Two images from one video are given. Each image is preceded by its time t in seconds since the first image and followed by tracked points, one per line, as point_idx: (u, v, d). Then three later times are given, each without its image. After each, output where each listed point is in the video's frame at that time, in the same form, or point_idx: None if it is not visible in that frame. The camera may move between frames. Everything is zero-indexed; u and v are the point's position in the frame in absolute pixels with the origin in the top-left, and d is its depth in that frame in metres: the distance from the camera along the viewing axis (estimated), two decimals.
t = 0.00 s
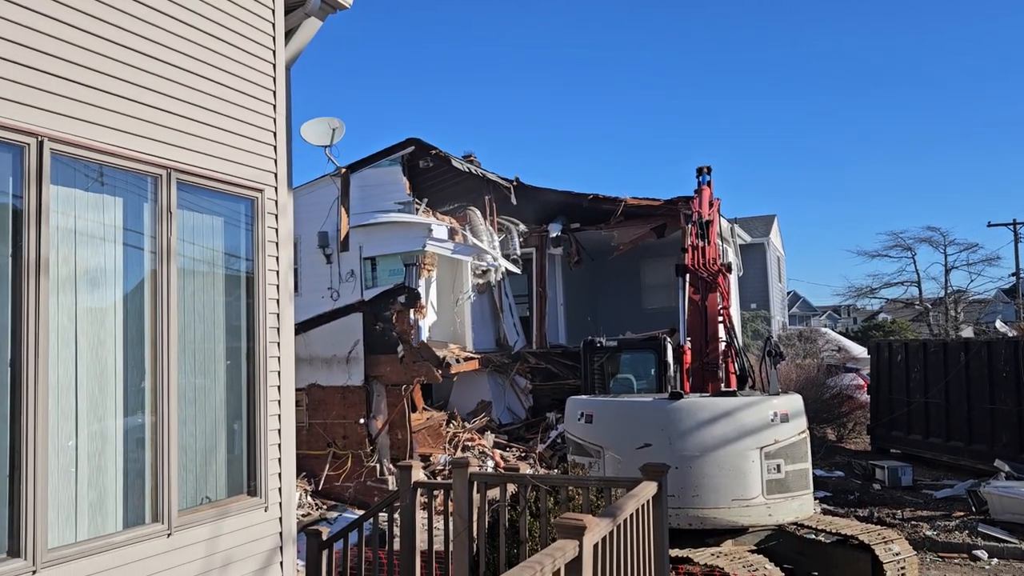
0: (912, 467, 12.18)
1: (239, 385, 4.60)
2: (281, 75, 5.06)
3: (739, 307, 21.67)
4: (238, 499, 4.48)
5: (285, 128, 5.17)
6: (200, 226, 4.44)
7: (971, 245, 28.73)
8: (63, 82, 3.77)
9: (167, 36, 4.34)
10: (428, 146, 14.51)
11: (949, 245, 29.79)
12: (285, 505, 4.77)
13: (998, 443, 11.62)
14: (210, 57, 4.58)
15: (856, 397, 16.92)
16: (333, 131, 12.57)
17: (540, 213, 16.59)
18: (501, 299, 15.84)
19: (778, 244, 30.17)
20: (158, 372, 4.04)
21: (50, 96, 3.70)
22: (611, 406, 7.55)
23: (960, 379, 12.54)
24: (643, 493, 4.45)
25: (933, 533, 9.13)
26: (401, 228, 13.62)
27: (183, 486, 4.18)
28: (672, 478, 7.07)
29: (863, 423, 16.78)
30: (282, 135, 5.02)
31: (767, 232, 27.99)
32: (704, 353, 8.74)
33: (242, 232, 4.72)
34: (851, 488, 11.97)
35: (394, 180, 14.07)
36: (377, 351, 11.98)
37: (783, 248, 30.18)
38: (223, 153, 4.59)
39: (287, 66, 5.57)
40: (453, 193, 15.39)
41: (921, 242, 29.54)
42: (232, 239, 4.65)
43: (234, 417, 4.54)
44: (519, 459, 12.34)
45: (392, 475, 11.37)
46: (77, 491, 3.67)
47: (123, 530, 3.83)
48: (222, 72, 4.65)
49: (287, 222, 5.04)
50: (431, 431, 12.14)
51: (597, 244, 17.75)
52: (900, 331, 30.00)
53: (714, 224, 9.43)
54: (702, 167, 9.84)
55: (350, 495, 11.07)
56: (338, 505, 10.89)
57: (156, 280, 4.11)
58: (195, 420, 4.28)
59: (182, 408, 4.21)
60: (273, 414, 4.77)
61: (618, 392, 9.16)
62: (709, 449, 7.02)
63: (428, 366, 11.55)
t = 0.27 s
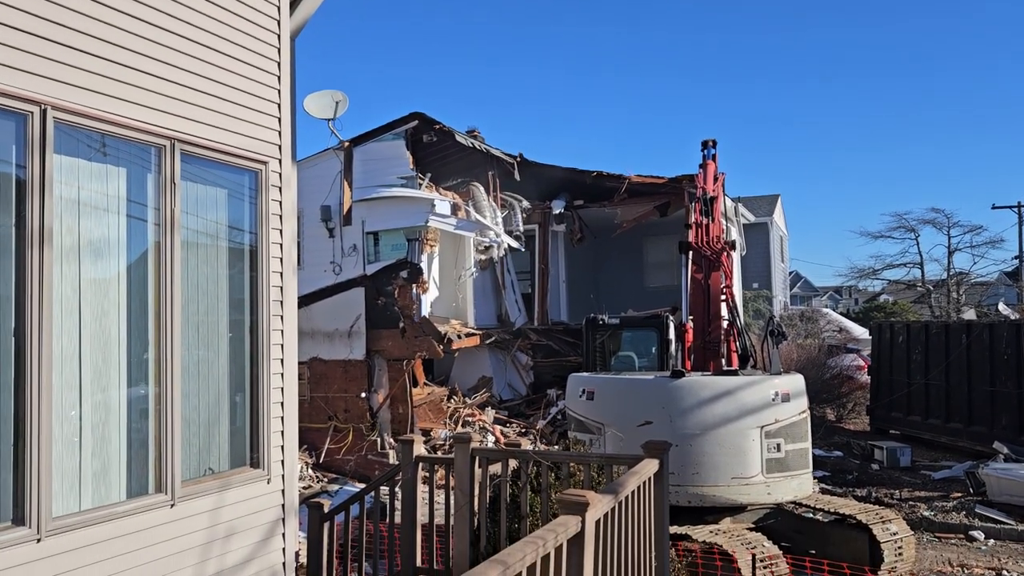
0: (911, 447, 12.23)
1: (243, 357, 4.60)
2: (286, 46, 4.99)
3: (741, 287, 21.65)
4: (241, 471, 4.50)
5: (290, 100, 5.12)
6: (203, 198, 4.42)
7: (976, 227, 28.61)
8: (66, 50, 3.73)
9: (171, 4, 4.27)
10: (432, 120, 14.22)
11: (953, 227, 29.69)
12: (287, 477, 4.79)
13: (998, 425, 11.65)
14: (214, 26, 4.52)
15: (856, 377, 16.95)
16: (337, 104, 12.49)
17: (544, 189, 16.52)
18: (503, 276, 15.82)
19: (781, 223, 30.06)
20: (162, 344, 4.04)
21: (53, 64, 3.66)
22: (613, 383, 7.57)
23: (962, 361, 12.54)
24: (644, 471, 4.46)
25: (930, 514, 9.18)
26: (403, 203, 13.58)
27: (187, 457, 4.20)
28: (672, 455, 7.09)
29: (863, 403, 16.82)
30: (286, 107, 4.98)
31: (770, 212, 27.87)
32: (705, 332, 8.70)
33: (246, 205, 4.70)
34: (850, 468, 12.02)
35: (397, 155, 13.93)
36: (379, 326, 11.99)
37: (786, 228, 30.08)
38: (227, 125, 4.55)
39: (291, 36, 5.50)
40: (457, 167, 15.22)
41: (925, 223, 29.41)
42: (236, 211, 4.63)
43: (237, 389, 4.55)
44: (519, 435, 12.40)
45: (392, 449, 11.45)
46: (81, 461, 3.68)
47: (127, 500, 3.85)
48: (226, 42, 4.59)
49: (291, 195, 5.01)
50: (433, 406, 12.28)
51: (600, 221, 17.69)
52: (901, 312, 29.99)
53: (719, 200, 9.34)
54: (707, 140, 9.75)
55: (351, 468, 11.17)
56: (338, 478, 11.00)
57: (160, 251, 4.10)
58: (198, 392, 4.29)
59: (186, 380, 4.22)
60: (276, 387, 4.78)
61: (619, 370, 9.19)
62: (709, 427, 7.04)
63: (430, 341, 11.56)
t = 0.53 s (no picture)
0: (909, 427, 12.27)
1: (244, 331, 4.59)
2: (289, 16, 4.92)
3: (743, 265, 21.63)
4: (242, 444, 4.51)
5: (293, 71, 5.06)
6: (205, 170, 4.38)
7: (979, 208, 28.50)
8: (67, 16, 3.66)
9: None
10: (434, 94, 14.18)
11: (956, 208, 29.59)
12: (289, 450, 4.80)
13: (997, 406, 11.68)
14: None
15: (856, 357, 16.99)
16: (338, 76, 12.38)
17: (546, 165, 16.43)
18: (504, 252, 15.80)
19: (784, 202, 29.93)
20: (164, 316, 4.03)
21: (55, 31, 3.60)
22: (614, 360, 7.57)
23: (962, 342, 12.54)
24: (645, 448, 4.46)
25: (927, 493, 9.23)
26: (405, 178, 13.51)
27: (188, 430, 4.20)
28: (672, 433, 7.10)
29: (862, 383, 16.86)
30: (289, 78, 4.92)
31: (773, 191, 27.75)
32: (707, 310, 8.66)
33: (248, 177, 4.66)
34: (848, 447, 12.08)
35: (400, 128, 13.90)
36: (379, 301, 11.97)
37: (789, 207, 29.97)
38: (229, 96, 4.50)
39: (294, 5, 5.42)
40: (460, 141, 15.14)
41: (928, 204, 29.29)
42: (237, 183, 4.59)
43: (238, 362, 4.55)
44: (519, 410, 12.45)
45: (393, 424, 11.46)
46: (83, 432, 3.68)
47: (129, 471, 3.86)
48: (228, 11, 4.52)
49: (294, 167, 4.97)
50: (433, 381, 12.28)
51: (603, 198, 17.60)
52: (902, 292, 29.98)
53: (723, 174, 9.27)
54: (713, 111, 9.66)
55: (351, 442, 11.29)
56: (338, 451, 11.14)
57: (161, 223, 4.07)
58: (200, 364, 4.28)
59: (187, 352, 4.21)
60: (278, 361, 4.78)
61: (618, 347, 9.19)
62: (710, 405, 7.05)
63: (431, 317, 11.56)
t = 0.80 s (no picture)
0: (907, 412, 12.31)
1: (244, 310, 4.59)
2: None
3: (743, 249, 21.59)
4: (242, 423, 4.52)
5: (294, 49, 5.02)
6: (205, 149, 4.36)
7: (981, 193, 28.41)
8: None
9: None
10: (437, 74, 14.01)
11: (958, 193, 29.50)
12: (288, 430, 4.81)
13: (995, 391, 11.70)
14: None
15: (855, 342, 17.01)
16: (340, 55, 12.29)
17: (548, 147, 16.36)
18: (505, 234, 15.77)
19: (785, 186, 29.84)
20: (164, 295, 4.03)
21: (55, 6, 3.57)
22: (614, 343, 7.56)
23: (961, 328, 12.55)
24: (644, 430, 4.47)
25: (924, 478, 9.28)
26: (406, 158, 13.45)
27: (189, 409, 4.21)
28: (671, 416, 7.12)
29: (861, 368, 16.88)
30: (290, 56, 4.88)
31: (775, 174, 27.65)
32: (707, 294, 8.62)
33: (249, 156, 4.64)
34: (846, 431, 12.11)
35: (401, 109, 13.88)
36: (379, 283, 11.97)
37: (790, 191, 29.88)
38: (229, 74, 4.46)
39: None
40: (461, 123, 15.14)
41: (930, 188, 29.20)
42: (238, 162, 4.57)
43: (238, 342, 4.55)
44: (518, 392, 12.49)
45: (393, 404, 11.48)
46: (84, 410, 3.69)
47: (129, 449, 3.87)
48: None
49: (294, 147, 4.95)
50: (433, 361, 12.26)
51: (604, 180, 17.54)
52: (902, 278, 29.96)
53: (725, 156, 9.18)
54: (714, 90, 9.59)
55: (351, 423, 11.31)
56: (338, 432, 11.17)
57: (162, 202, 4.05)
58: (200, 344, 4.29)
59: (188, 331, 4.21)
60: (278, 341, 4.78)
61: (618, 329, 9.18)
62: (709, 389, 7.07)
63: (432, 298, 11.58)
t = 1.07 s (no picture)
0: (906, 403, 12.33)
1: (244, 300, 4.59)
2: None
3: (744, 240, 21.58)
4: (243, 411, 4.53)
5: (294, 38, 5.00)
6: (205, 138, 4.35)
7: (982, 185, 28.36)
8: None
9: None
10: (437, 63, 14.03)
11: (958, 184, 29.47)
12: (288, 418, 4.82)
13: (994, 383, 11.72)
14: None
15: (855, 333, 17.02)
16: (340, 44, 12.25)
17: (548, 137, 16.33)
18: (505, 224, 15.77)
19: (786, 177, 29.79)
20: (163, 284, 4.03)
21: None
22: (615, 333, 7.56)
23: (961, 319, 12.56)
24: (643, 420, 4.47)
25: (923, 468, 9.31)
26: (407, 148, 13.40)
27: (189, 398, 4.22)
28: (671, 406, 7.14)
29: (860, 359, 16.90)
30: (290, 45, 4.86)
31: (776, 165, 27.59)
32: (707, 284, 8.63)
33: (249, 145, 4.63)
34: (845, 422, 12.14)
35: (401, 99, 13.85)
36: (379, 272, 11.96)
37: (791, 182, 29.84)
38: (229, 63, 4.45)
39: None
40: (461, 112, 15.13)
41: (931, 180, 29.15)
42: (238, 151, 4.56)
43: (238, 331, 4.55)
44: (518, 382, 12.51)
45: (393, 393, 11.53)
46: (84, 398, 3.69)
47: (130, 438, 3.88)
48: None
49: (295, 136, 4.94)
50: (433, 351, 12.36)
51: (604, 170, 17.51)
52: (902, 269, 29.96)
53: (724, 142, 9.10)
54: (713, 74, 9.52)
55: (350, 412, 11.34)
56: (338, 420, 11.12)
57: (161, 191, 4.05)
58: (200, 333, 4.29)
59: (188, 320, 4.21)
60: (278, 330, 4.79)
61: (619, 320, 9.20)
62: (709, 379, 7.07)
63: (433, 288, 11.59)
